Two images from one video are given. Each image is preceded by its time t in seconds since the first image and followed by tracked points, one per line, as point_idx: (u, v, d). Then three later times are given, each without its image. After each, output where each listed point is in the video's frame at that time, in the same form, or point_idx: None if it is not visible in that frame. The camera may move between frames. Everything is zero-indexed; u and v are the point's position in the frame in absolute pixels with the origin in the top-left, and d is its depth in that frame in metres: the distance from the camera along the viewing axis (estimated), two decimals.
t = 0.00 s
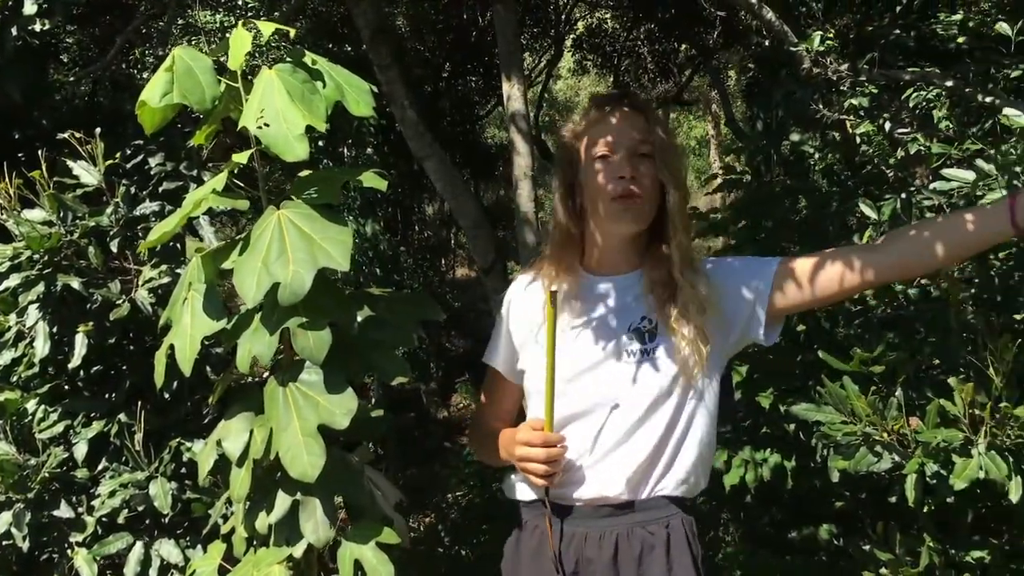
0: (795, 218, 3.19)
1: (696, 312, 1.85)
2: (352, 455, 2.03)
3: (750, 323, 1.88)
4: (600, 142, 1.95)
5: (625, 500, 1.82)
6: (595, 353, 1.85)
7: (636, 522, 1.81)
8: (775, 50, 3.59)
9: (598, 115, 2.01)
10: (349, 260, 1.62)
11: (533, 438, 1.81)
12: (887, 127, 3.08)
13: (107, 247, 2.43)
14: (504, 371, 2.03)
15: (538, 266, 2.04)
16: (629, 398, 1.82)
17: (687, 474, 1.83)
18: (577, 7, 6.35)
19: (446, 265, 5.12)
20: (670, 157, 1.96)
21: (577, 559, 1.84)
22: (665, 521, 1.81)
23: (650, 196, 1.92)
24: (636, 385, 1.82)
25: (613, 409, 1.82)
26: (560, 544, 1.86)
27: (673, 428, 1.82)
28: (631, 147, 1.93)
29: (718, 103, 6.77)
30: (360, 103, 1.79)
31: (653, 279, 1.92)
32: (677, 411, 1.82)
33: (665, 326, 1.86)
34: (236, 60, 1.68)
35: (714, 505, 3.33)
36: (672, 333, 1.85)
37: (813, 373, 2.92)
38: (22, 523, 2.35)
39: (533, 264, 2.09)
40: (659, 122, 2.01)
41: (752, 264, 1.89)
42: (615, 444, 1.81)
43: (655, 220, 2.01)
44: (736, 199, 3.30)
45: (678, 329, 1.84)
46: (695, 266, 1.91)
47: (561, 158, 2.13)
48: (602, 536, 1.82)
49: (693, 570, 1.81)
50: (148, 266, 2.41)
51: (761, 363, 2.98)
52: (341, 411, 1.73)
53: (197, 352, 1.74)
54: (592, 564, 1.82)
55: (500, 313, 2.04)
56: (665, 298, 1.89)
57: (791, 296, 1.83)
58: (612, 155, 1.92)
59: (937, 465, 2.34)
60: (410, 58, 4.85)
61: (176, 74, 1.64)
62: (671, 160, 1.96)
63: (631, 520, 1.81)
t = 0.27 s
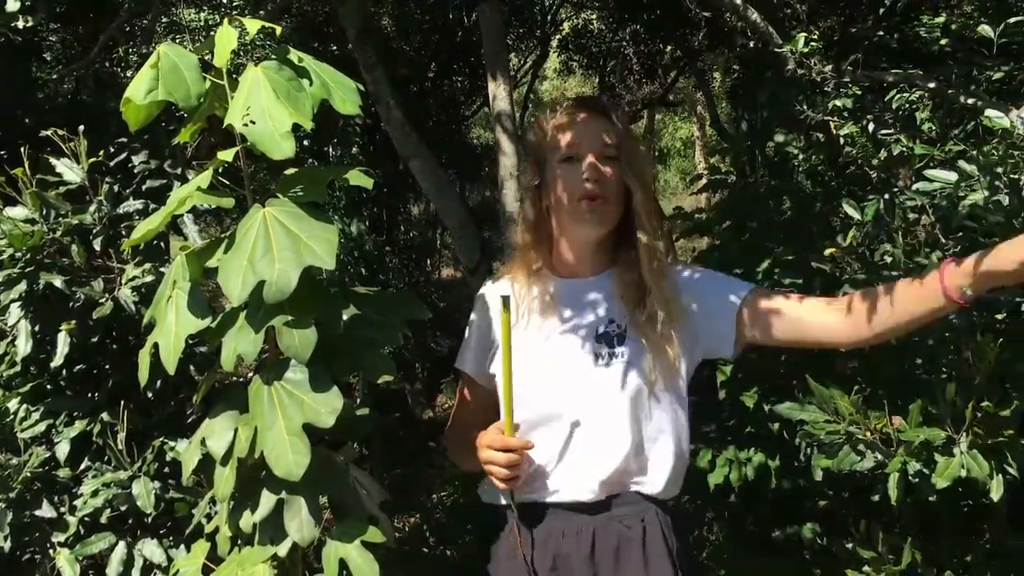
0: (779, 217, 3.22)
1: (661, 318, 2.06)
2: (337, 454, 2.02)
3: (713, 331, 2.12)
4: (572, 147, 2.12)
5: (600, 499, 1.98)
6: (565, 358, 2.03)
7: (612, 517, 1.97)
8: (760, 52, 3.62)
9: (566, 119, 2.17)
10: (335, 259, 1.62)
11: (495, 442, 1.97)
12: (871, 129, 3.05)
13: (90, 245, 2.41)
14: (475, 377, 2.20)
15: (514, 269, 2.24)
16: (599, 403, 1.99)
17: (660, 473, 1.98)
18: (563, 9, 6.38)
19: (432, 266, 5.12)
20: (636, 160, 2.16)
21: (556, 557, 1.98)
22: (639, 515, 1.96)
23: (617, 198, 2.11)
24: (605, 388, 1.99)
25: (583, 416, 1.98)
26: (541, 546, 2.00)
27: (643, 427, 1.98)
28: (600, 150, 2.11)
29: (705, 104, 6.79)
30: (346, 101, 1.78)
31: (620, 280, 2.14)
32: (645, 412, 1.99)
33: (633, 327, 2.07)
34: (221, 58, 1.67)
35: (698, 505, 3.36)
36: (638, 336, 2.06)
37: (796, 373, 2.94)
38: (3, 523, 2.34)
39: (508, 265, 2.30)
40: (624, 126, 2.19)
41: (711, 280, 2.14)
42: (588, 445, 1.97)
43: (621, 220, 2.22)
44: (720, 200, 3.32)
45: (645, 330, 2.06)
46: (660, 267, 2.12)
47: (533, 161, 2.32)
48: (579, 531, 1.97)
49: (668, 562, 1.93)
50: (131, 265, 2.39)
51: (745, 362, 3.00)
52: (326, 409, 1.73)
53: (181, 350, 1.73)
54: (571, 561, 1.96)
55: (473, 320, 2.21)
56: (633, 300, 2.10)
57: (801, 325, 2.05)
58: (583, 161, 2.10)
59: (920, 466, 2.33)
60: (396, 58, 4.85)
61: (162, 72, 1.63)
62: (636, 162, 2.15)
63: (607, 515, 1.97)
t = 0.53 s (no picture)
0: (770, 218, 3.23)
1: (631, 330, 1.92)
2: (328, 455, 2.03)
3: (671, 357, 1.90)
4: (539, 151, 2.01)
5: (589, 501, 1.90)
6: (544, 364, 1.95)
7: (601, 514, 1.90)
8: (751, 54, 3.64)
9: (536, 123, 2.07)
10: (325, 260, 1.62)
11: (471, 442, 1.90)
12: (860, 130, 3.09)
13: (80, 245, 2.41)
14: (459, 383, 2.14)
15: (490, 276, 2.15)
16: (582, 408, 1.90)
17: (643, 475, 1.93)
18: (554, 9, 6.39)
19: (423, 266, 5.12)
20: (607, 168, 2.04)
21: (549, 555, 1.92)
22: (629, 510, 1.90)
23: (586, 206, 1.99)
24: (591, 393, 1.91)
25: (562, 423, 1.91)
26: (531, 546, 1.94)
27: (624, 433, 1.90)
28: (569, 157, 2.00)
29: (695, 106, 6.81)
30: (338, 102, 1.79)
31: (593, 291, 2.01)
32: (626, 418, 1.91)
33: (606, 337, 1.95)
34: (212, 58, 1.67)
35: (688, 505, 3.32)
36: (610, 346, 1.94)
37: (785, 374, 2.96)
38: None
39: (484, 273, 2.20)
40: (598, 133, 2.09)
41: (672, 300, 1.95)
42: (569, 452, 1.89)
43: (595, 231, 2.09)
44: (710, 201, 3.34)
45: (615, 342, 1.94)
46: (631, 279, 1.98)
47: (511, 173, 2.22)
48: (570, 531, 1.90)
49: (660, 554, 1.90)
50: (122, 265, 2.39)
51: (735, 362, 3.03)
52: (318, 410, 1.73)
53: (172, 351, 1.73)
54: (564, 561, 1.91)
55: (449, 326, 2.15)
56: (604, 310, 1.98)
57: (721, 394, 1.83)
58: (549, 167, 1.99)
59: (909, 471, 2.34)
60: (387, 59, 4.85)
61: (153, 72, 1.63)
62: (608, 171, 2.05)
63: (598, 514, 1.90)
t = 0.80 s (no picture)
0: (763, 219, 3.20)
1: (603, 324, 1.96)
2: (328, 455, 2.04)
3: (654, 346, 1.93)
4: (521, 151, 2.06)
5: (573, 498, 1.94)
6: (525, 361, 2.00)
7: (585, 514, 1.93)
8: (746, 55, 3.66)
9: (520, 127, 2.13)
10: (325, 261, 1.62)
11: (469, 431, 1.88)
12: (857, 132, 3.13)
13: (80, 246, 2.41)
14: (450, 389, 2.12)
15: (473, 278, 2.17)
16: (563, 404, 1.95)
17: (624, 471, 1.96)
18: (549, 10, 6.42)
19: (419, 267, 5.14)
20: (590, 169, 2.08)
21: (532, 555, 1.93)
22: (611, 509, 1.93)
23: (565, 204, 2.02)
24: (570, 388, 1.96)
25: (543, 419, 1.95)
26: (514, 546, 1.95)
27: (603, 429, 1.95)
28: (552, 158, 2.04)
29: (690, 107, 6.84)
30: (337, 104, 1.79)
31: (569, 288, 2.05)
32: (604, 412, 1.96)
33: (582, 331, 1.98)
34: (211, 60, 1.67)
35: (684, 506, 3.31)
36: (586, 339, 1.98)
37: (780, 374, 2.99)
38: None
39: (468, 275, 2.24)
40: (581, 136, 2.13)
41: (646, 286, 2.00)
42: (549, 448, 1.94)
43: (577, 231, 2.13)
44: (706, 203, 3.36)
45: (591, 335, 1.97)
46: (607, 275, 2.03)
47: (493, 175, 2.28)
48: (553, 530, 1.92)
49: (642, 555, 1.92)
50: (121, 267, 2.40)
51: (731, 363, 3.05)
52: (317, 411, 1.73)
53: (172, 353, 1.73)
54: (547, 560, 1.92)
55: (435, 331, 2.16)
56: (580, 305, 2.01)
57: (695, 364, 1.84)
58: (533, 168, 2.03)
59: (906, 463, 2.38)
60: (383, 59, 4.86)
61: (153, 74, 1.64)
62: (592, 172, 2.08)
63: (581, 513, 1.93)
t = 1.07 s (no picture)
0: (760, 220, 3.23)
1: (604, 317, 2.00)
2: (328, 455, 2.04)
3: (662, 331, 1.99)
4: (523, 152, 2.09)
5: (572, 496, 1.94)
6: (523, 358, 2.00)
7: (585, 513, 1.93)
8: (743, 55, 3.68)
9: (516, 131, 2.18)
10: (327, 260, 1.62)
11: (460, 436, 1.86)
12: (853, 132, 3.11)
13: (79, 245, 2.41)
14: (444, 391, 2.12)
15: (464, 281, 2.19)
16: (561, 400, 1.94)
17: (622, 466, 1.96)
18: (546, 10, 6.43)
19: (416, 267, 5.15)
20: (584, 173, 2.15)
21: (531, 555, 1.92)
22: (610, 509, 1.94)
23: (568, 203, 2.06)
24: (569, 384, 1.96)
25: (541, 416, 1.95)
26: (512, 547, 1.94)
27: (602, 424, 1.95)
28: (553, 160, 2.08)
29: (687, 107, 6.84)
30: (338, 103, 1.79)
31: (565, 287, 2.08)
32: (604, 407, 1.96)
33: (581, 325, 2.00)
34: (212, 59, 1.67)
35: (682, 506, 3.34)
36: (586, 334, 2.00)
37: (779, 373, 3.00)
38: None
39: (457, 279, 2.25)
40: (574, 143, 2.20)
41: (649, 274, 2.05)
42: (547, 444, 1.93)
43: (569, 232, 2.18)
44: (703, 203, 3.38)
45: (592, 328, 1.99)
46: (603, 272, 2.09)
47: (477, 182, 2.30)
48: (552, 529, 1.92)
49: (641, 556, 1.93)
50: (121, 266, 2.40)
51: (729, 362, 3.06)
52: (318, 410, 1.73)
53: (172, 352, 1.73)
54: (546, 560, 1.91)
55: (430, 336, 2.15)
56: (578, 301, 2.03)
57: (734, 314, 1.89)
58: (537, 167, 2.06)
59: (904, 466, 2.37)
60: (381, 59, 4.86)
61: (154, 73, 1.63)
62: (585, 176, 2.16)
63: (580, 513, 1.93)
